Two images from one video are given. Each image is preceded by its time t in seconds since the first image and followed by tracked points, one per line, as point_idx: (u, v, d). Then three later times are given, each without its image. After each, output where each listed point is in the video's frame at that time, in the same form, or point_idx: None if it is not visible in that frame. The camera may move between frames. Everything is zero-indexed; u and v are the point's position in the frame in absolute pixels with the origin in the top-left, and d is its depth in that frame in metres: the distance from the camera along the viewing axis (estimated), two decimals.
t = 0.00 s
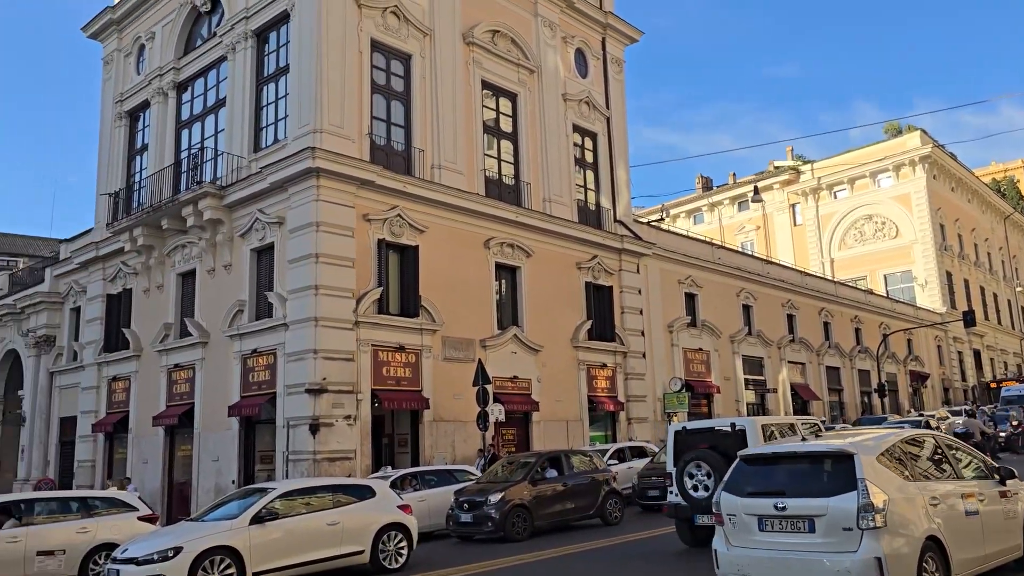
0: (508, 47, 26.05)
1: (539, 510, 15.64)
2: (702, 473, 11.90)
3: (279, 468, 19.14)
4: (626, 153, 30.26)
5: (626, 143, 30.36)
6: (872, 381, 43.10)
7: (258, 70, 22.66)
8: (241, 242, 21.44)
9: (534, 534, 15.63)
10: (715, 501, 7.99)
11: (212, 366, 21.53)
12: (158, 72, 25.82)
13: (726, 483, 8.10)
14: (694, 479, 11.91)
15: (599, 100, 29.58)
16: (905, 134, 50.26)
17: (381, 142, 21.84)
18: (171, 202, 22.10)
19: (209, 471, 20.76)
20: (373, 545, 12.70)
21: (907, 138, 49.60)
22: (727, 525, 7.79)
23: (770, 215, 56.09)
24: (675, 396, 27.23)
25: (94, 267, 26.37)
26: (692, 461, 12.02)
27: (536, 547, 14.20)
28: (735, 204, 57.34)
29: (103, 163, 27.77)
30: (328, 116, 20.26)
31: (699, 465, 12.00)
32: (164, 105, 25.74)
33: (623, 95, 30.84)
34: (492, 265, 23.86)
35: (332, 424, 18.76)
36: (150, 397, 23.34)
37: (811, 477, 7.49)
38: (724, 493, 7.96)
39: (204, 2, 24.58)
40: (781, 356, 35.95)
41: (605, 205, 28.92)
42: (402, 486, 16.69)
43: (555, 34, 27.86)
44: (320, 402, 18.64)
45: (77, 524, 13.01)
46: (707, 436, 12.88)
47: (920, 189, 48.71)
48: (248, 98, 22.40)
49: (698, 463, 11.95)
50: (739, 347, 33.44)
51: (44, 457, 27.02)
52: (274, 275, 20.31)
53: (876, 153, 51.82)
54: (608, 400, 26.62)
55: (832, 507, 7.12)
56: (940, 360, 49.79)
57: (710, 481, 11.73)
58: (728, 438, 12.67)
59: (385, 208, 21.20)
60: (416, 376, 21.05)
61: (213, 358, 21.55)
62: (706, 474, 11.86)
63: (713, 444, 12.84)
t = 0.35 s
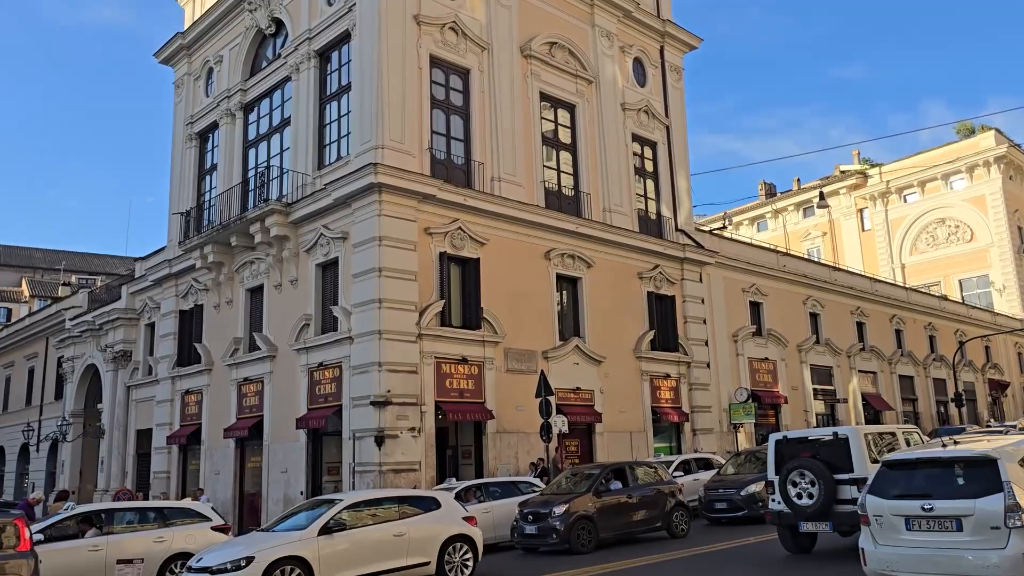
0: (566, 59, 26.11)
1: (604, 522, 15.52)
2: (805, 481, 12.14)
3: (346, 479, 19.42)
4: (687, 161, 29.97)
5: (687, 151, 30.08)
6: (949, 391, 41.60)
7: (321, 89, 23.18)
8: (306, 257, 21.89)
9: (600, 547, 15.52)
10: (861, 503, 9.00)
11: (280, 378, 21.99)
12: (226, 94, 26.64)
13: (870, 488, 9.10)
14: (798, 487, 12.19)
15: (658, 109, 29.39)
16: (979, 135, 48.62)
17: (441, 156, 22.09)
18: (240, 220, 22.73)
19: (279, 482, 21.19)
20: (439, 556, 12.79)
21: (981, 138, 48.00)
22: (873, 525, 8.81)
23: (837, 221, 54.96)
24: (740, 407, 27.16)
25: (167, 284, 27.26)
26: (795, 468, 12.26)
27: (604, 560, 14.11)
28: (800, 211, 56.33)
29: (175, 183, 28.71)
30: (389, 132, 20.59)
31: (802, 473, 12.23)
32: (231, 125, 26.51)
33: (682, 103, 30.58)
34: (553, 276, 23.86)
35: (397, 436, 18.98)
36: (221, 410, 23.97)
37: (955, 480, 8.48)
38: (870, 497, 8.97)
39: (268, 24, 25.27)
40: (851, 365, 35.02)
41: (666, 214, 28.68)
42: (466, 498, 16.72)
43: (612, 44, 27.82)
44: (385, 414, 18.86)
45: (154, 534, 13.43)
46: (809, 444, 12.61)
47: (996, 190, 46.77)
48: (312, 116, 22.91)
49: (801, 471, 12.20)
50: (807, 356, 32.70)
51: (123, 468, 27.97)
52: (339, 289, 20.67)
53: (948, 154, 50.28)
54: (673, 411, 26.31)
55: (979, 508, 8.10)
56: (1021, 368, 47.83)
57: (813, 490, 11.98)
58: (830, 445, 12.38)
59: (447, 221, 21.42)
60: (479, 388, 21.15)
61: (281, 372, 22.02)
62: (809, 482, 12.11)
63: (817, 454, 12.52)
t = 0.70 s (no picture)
0: (618, 63, 26.03)
1: (663, 529, 15.36)
2: (907, 484, 12.18)
3: (404, 485, 19.59)
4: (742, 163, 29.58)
5: (742, 152, 29.68)
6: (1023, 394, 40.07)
7: (375, 100, 23.52)
8: (363, 265, 22.19)
9: (660, 554, 15.36)
10: (1000, 500, 9.39)
11: (339, 386, 22.33)
12: (283, 108, 27.22)
13: (1008, 485, 9.44)
14: (899, 490, 12.24)
15: (712, 111, 29.07)
16: None
17: (493, 164, 22.20)
18: (298, 231, 23.18)
19: (339, 488, 21.49)
20: (498, 562, 12.82)
21: None
22: (1011, 522, 9.20)
23: (900, 220, 53.49)
24: (801, 412, 27.11)
25: (229, 294, 27.93)
26: (896, 471, 12.31)
27: (665, 567, 13.96)
28: (861, 211, 55.19)
29: (235, 196, 29.41)
30: (442, 140, 20.78)
31: (903, 476, 12.27)
32: (288, 138, 27.06)
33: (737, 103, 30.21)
34: (607, 281, 23.78)
35: (454, 442, 19.10)
36: (281, 417, 24.43)
37: None
38: (1008, 495, 9.33)
39: (323, 38, 25.78)
40: (918, 368, 34.04)
41: (722, 217, 28.32)
42: (524, 504, 16.73)
43: (664, 47, 27.63)
44: (442, 421, 18.99)
45: (219, 538, 13.74)
46: (905, 447, 12.59)
47: None
48: (366, 127, 23.26)
49: (902, 473, 12.24)
50: (870, 360, 31.89)
51: (188, 474, 28.70)
52: (395, 297, 20.90)
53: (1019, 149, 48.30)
54: (732, 417, 25.93)
55: None
56: None
57: (916, 492, 12.01)
58: (928, 448, 12.33)
59: (500, 228, 21.52)
60: (535, 394, 21.16)
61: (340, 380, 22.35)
62: (911, 484, 12.15)
63: (915, 456, 12.49)
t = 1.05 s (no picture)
0: (669, 62, 25.82)
1: (724, 533, 15.15)
2: (1016, 482, 11.95)
3: (461, 488, 19.69)
4: (799, 160, 29.06)
5: (798, 149, 29.16)
6: None
7: (427, 106, 23.74)
8: (417, 270, 22.40)
9: (720, 558, 15.16)
10: None
11: (396, 390, 22.57)
12: (337, 116, 27.67)
13: None
14: (1009, 488, 12.02)
15: (766, 108, 28.61)
16: None
17: (545, 167, 22.21)
18: (353, 237, 23.52)
19: (397, 491, 21.72)
20: (555, 565, 12.81)
21: None
22: None
23: (965, 215, 51.78)
24: (865, 413, 26.48)
25: (288, 301, 28.46)
26: (1004, 470, 12.11)
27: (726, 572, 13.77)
28: (924, 206, 53.95)
29: (293, 204, 29.97)
30: (494, 144, 20.86)
31: (1013, 474, 12.05)
32: (343, 146, 27.47)
33: (792, 99, 29.69)
34: (662, 282, 23.59)
35: (511, 445, 19.15)
36: (340, 421, 24.80)
37: None
38: None
39: (375, 46, 26.12)
40: (987, 368, 32.94)
41: (779, 215, 27.85)
42: (581, 507, 16.65)
43: (716, 44, 27.30)
44: (498, 424, 19.06)
45: (282, 540, 14.01)
46: (1013, 445, 12.26)
47: None
48: (419, 134, 23.49)
49: (1010, 472, 12.04)
50: (936, 359, 30.99)
51: (251, 477, 29.33)
52: (449, 301, 21.05)
53: None
54: (792, 419, 25.45)
55: None
56: None
57: None
58: None
59: (553, 231, 21.51)
60: (591, 397, 21.10)
61: (396, 383, 22.59)
62: (1021, 482, 11.91)
63: None
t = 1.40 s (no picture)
0: (713, 55, 25.54)
1: (775, 532, 14.93)
2: None
3: (509, 486, 19.73)
4: (848, 152, 28.50)
5: (848, 141, 28.59)
6: None
7: (470, 106, 23.83)
8: (463, 269, 22.50)
9: (771, 557, 14.95)
10: None
11: (443, 388, 22.71)
12: (382, 118, 27.94)
13: None
14: None
15: (814, 99, 28.10)
16: None
17: (589, 164, 22.14)
18: (399, 237, 23.74)
19: (445, 489, 21.87)
20: (604, 563, 12.78)
21: None
22: None
23: None
24: (921, 411, 26.01)
25: (335, 300, 28.83)
26: None
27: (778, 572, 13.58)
28: (980, 197, 52.38)
29: (339, 204, 30.34)
30: (538, 143, 20.86)
31: None
32: (388, 147, 27.73)
33: (841, 90, 29.13)
34: (709, 278, 23.36)
35: (557, 444, 19.14)
36: (388, 419, 25.05)
37: None
38: None
39: (418, 47, 26.32)
40: None
41: (828, 209, 27.34)
42: (629, 506, 16.56)
43: (762, 36, 26.90)
44: (545, 422, 19.07)
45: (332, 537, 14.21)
46: None
47: None
48: (462, 133, 23.60)
49: None
50: (995, 355, 30.12)
51: (302, 475, 29.82)
52: (495, 300, 21.11)
53: None
54: (844, 416, 25.00)
55: None
56: None
57: None
58: None
59: (598, 228, 21.44)
60: (638, 395, 21.00)
61: (443, 382, 22.74)
62: None
63: None
